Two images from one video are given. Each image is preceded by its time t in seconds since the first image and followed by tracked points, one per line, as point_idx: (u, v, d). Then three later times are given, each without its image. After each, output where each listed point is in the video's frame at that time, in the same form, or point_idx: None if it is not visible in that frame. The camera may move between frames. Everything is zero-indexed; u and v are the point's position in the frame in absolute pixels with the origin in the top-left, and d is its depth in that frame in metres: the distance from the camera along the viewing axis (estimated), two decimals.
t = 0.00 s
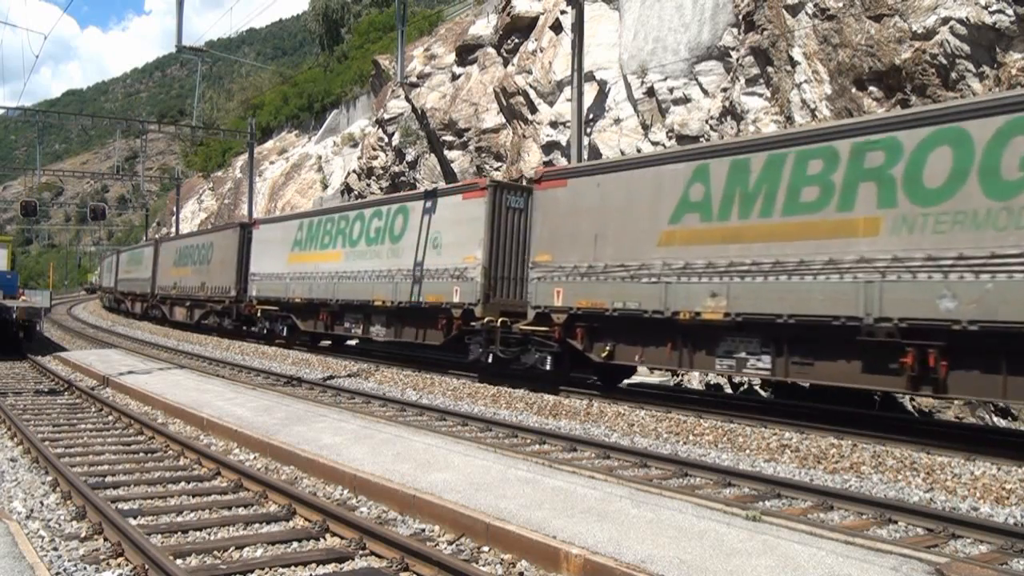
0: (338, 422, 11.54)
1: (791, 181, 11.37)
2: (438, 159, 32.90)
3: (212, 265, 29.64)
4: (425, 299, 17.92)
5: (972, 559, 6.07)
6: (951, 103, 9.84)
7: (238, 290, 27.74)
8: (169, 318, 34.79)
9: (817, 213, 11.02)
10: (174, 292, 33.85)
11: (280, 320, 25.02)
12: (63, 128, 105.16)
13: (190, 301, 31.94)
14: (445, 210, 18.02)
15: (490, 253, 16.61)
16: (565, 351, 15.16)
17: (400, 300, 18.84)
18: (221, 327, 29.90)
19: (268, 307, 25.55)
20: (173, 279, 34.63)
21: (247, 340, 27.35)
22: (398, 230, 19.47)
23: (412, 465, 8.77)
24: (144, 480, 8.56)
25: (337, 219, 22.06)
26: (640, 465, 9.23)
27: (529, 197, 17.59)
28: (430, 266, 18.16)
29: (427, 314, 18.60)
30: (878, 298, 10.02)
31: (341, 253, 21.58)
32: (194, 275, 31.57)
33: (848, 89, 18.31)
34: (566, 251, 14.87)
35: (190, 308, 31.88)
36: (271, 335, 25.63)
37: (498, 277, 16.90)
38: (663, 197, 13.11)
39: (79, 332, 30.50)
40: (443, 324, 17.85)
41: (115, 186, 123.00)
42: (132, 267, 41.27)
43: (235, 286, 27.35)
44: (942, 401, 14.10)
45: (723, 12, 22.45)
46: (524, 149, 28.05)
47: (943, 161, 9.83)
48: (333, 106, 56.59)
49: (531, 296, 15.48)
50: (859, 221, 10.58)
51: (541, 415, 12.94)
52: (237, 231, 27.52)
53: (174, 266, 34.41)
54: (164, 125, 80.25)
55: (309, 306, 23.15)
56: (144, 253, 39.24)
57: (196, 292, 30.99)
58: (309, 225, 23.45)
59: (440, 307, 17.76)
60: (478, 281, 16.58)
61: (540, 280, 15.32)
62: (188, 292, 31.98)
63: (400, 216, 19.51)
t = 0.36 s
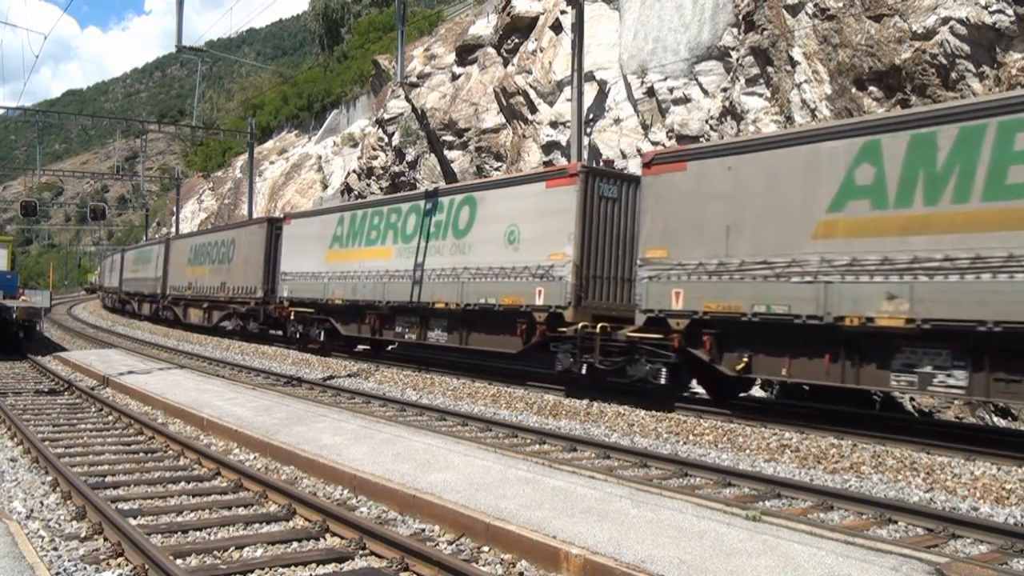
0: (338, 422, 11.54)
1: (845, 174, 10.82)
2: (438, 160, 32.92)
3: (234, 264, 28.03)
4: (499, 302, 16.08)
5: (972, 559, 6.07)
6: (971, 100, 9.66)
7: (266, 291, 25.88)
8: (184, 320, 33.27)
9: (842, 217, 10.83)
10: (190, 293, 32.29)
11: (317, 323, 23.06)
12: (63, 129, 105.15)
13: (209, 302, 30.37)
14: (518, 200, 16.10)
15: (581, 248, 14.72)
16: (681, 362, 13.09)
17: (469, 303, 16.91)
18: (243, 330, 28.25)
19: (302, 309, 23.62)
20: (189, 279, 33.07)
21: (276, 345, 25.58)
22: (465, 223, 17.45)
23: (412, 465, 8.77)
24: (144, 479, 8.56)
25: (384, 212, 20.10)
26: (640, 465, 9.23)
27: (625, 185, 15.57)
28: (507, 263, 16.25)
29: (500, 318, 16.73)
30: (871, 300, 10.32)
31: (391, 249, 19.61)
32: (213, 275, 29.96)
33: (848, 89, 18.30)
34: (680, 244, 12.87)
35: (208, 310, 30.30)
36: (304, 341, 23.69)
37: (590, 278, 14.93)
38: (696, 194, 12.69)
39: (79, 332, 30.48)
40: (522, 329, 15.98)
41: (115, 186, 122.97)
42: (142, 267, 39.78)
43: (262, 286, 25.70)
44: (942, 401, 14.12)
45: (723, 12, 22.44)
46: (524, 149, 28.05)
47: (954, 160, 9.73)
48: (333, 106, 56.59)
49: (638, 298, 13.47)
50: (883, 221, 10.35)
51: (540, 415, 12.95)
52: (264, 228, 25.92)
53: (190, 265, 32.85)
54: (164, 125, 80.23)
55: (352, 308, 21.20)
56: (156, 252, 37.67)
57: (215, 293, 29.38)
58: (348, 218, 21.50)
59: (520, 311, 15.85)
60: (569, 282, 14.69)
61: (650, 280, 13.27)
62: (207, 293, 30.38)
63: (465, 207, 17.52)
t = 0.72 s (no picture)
0: (338, 422, 11.53)
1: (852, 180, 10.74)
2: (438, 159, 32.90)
3: (262, 262, 26.11)
4: (597, 305, 14.01)
5: (972, 559, 6.07)
6: (983, 97, 9.53)
7: (299, 291, 23.94)
8: (200, 323, 31.33)
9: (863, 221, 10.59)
10: (209, 294, 30.34)
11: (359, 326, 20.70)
12: (63, 128, 105.13)
13: (230, 303, 28.43)
14: (618, 188, 14.04)
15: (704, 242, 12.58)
16: (844, 378, 10.84)
17: (559, 306, 14.77)
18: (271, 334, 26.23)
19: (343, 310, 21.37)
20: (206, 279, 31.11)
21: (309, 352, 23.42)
22: (551, 214, 15.32)
23: (412, 465, 8.77)
24: (144, 479, 8.56)
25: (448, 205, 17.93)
26: (640, 465, 9.22)
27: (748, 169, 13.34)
28: (606, 260, 14.14)
29: (596, 324, 14.51)
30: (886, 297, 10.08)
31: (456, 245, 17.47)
32: (236, 274, 28.05)
33: (848, 89, 18.29)
34: (843, 237, 10.76)
35: (230, 312, 28.36)
36: (344, 346, 21.33)
37: (715, 277, 12.73)
38: (810, 182, 11.20)
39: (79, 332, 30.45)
40: (627, 337, 13.79)
41: (115, 186, 122.98)
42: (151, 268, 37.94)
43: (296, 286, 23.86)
44: (942, 401, 14.10)
45: (723, 12, 22.45)
46: (524, 149, 28.05)
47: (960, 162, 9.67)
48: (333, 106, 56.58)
49: (786, 301, 11.28)
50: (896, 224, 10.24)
51: (541, 415, 12.94)
52: (298, 222, 24.14)
53: (209, 264, 30.93)
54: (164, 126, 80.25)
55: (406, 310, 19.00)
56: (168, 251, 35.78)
57: (238, 293, 27.46)
58: (400, 211, 19.43)
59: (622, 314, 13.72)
60: (692, 281, 12.58)
61: (802, 280, 11.10)
62: (229, 293, 28.45)
63: (550, 196, 15.38)
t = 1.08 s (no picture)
0: (338, 422, 11.53)
1: None
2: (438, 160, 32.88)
3: (296, 260, 23.78)
4: (730, 309, 11.94)
5: (972, 559, 6.06)
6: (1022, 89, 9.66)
7: (338, 291, 21.74)
8: (220, 325, 29.22)
9: None
10: (231, 296, 28.10)
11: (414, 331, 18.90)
12: (63, 128, 105.14)
13: (257, 305, 26.18)
14: (755, 171, 11.88)
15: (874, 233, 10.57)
16: None
17: (679, 310, 12.66)
18: (306, 337, 24.00)
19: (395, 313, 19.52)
20: (228, 279, 28.87)
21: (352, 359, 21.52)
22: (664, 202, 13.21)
23: (412, 465, 8.76)
24: (143, 479, 8.56)
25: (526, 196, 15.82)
26: (640, 465, 9.22)
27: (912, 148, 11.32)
28: (740, 256, 12.03)
29: (725, 331, 12.46)
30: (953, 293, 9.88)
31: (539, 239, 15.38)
32: (265, 273, 25.75)
33: (848, 89, 18.28)
34: None
35: (258, 314, 26.12)
36: (395, 353, 19.61)
37: (885, 275, 10.71)
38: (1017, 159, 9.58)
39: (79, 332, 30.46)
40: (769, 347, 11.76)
41: (115, 187, 122.95)
42: (161, 266, 35.84)
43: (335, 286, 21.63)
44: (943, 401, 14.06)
45: (723, 12, 22.45)
46: (524, 149, 28.04)
47: None
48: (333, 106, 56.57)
49: (990, 307, 9.61)
50: None
51: (541, 415, 12.94)
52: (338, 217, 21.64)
53: (231, 263, 28.67)
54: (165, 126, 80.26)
55: (474, 314, 17.16)
56: (182, 247, 33.64)
57: (267, 294, 25.25)
58: (465, 202, 17.28)
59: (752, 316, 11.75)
60: (861, 281, 10.53)
61: (1012, 279, 9.37)
62: (255, 294, 26.21)
63: (663, 181, 13.24)
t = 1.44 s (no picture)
0: (338, 422, 11.54)
1: None
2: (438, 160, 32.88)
3: (334, 258, 21.42)
4: (914, 314, 9.60)
5: (972, 559, 6.07)
6: (986, 96, 9.47)
7: (389, 291, 19.27)
8: (242, 330, 26.89)
9: None
10: (256, 297, 25.66)
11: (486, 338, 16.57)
12: (62, 129, 105.11)
13: (287, 308, 23.76)
14: (941, 148, 9.84)
15: None
16: None
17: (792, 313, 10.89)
18: (346, 343, 21.62)
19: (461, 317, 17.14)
20: (251, 278, 26.46)
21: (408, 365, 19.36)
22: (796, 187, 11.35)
23: (412, 465, 8.76)
24: (143, 479, 8.56)
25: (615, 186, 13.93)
26: (640, 465, 9.22)
27: None
28: (925, 251, 9.84)
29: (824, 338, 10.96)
30: (921, 296, 9.57)
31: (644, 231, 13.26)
32: (297, 272, 23.35)
33: (848, 89, 18.30)
34: None
35: (288, 318, 23.72)
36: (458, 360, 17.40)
37: None
38: None
39: (79, 332, 30.45)
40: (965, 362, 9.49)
41: (115, 186, 122.88)
42: (172, 264, 33.68)
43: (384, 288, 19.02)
44: (943, 401, 14.07)
45: (723, 12, 22.45)
46: (524, 149, 28.05)
47: None
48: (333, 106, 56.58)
49: None
50: None
51: (541, 415, 12.94)
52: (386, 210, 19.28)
53: (254, 261, 26.29)
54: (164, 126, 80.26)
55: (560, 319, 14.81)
56: (195, 244, 31.44)
57: (300, 296, 22.81)
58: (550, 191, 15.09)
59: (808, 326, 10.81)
60: None
61: None
62: (285, 296, 23.73)
63: (817, 160, 11.11)
